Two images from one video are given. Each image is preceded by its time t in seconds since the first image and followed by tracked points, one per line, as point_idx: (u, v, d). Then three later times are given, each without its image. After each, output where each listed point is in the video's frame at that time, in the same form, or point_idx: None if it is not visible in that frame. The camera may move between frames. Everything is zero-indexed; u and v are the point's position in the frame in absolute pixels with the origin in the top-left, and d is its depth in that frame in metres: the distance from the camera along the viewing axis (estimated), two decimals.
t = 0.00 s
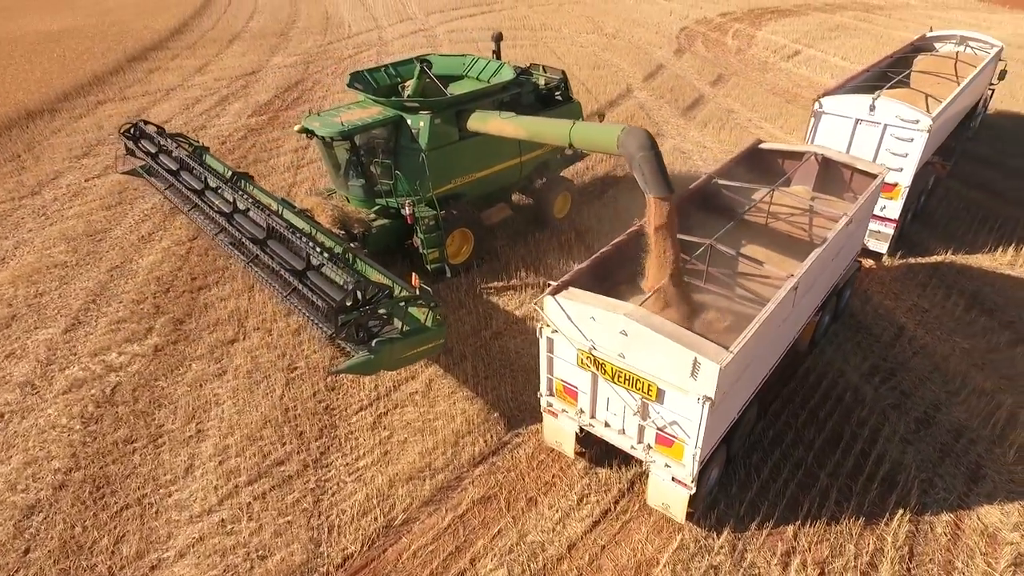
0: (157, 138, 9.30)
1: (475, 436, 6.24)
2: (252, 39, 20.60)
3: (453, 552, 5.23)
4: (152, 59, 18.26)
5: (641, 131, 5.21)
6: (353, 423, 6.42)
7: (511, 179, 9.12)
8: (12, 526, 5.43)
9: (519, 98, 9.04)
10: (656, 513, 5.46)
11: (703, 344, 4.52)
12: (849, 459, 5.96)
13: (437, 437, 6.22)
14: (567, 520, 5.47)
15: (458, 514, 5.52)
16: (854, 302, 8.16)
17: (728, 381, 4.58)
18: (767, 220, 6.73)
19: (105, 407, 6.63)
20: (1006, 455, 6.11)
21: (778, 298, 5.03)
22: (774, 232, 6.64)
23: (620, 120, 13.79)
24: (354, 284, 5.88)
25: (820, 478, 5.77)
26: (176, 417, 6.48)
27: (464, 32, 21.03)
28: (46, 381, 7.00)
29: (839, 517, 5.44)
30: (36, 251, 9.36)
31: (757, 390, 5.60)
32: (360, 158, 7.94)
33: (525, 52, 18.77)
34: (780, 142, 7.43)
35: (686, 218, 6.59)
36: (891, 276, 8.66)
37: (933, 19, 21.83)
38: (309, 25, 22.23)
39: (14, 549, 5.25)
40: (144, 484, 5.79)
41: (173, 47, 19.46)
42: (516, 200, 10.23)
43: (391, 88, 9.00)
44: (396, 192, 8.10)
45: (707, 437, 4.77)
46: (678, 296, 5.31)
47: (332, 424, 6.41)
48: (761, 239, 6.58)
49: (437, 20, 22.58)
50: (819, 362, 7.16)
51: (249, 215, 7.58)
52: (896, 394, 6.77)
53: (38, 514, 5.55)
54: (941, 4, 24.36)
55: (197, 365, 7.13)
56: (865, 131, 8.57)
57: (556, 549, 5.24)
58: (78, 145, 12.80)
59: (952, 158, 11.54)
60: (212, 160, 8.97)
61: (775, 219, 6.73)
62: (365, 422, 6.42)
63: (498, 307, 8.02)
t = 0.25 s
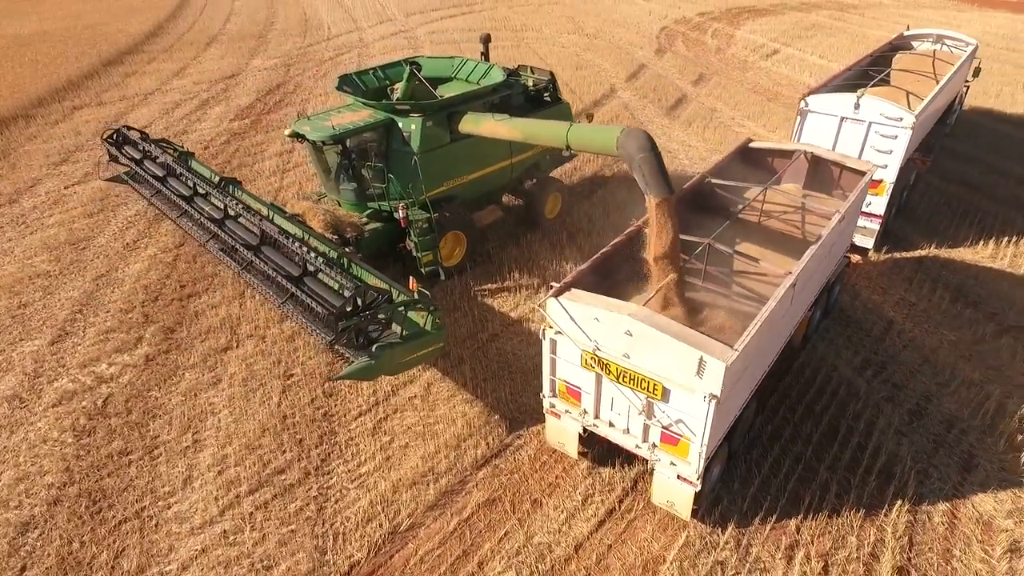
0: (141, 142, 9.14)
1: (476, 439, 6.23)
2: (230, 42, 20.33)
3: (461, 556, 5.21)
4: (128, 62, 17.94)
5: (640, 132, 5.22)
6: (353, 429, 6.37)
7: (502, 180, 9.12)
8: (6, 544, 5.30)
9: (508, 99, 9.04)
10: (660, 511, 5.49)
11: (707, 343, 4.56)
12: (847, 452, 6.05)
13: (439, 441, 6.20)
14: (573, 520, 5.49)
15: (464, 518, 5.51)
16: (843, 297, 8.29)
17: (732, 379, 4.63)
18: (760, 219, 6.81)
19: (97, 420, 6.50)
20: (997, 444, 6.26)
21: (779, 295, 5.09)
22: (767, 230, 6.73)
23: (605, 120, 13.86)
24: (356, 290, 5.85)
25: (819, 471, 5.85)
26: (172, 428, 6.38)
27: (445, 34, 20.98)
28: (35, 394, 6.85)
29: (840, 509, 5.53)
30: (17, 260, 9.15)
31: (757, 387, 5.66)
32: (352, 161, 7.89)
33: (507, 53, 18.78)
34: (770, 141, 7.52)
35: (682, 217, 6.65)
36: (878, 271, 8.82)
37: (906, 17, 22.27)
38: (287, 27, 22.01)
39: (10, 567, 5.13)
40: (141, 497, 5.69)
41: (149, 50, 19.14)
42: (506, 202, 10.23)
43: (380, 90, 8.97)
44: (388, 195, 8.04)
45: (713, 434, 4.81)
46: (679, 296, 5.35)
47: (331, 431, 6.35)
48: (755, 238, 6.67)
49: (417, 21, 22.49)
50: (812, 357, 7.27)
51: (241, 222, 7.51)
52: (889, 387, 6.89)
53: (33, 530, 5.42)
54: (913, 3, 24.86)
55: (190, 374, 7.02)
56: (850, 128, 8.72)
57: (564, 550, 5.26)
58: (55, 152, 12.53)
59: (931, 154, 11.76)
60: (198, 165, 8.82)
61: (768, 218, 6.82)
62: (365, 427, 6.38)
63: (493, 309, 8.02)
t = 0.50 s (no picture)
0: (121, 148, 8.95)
1: (476, 441, 6.21)
2: (205, 44, 20.02)
3: (467, 560, 5.19)
4: (100, 66, 17.57)
5: (637, 132, 5.25)
6: (351, 435, 6.31)
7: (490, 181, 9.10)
8: None
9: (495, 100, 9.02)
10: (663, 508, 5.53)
11: (710, 340, 4.60)
12: (842, 443, 6.16)
13: (439, 445, 6.17)
14: (577, 520, 5.50)
15: (467, 521, 5.49)
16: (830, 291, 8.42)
17: (735, 375, 4.68)
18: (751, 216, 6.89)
19: (87, 433, 6.35)
20: (985, 431, 6.41)
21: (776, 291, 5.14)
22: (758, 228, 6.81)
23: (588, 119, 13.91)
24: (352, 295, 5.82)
25: (816, 463, 5.94)
26: (164, 439, 6.25)
27: (424, 35, 20.89)
28: (20, 408, 6.67)
29: (838, 500, 5.62)
30: None
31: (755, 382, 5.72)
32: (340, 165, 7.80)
33: (487, 54, 18.75)
34: (758, 138, 7.61)
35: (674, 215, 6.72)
36: (862, 265, 8.98)
37: (876, 15, 22.70)
38: (263, 29, 21.74)
39: None
40: (137, 511, 5.57)
41: (121, 54, 18.76)
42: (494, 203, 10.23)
43: (366, 93, 8.91)
44: (378, 197, 8.00)
45: (715, 430, 4.86)
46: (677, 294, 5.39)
47: (329, 437, 6.29)
48: (747, 236, 6.74)
49: (394, 23, 22.36)
50: (803, 351, 7.37)
51: (230, 229, 7.41)
52: (878, 378, 7.02)
53: (25, 548, 5.28)
54: (882, 2, 25.36)
55: (181, 384, 6.90)
56: (832, 125, 8.87)
57: (569, 550, 5.26)
58: (28, 159, 12.22)
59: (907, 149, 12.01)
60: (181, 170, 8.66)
61: (758, 215, 6.90)
62: (363, 433, 6.33)
63: (486, 311, 8.00)
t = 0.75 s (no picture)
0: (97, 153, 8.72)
1: (474, 443, 6.19)
2: (176, 47, 19.64)
3: (471, 563, 5.17)
4: (67, 71, 17.12)
5: (632, 132, 5.37)
6: (347, 441, 6.24)
7: (477, 182, 9.08)
8: None
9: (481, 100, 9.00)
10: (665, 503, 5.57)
11: (710, 335, 4.64)
12: (835, 434, 6.26)
13: (437, 448, 6.13)
14: (579, 518, 5.51)
15: (470, 524, 5.46)
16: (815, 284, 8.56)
17: (735, 369, 4.72)
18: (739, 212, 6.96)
19: (74, 448, 6.18)
20: (971, 417, 6.57)
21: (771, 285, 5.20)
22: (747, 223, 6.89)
23: (569, 118, 13.95)
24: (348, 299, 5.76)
25: (811, 454, 6.04)
26: (155, 451, 6.12)
27: (399, 35, 20.75)
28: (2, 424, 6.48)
29: (834, 489, 5.72)
30: None
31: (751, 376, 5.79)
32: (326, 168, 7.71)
33: (464, 54, 18.69)
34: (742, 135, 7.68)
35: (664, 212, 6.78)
36: (845, 258, 9.15)
37: (845, 12, 23.13)
38: (234, 31, 21.40)
39: None
40: (130, 526, 5.44)
41: (88, 58, 18.31)
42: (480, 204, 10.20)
43: (350, 95, 8.83)
44: (366, 200, 7.93)
45: (717, 424, 4.90)
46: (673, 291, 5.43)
47: (325, 444, 6.21)
48: (736, 231, 6.82)
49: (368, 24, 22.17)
50: (792, 344, 7.49)
51: (216, 234, 7.29)
52: (866, 369, 7.15)
53: (15, 569, 5.13)
54: None
55: (169, 394, 6.76)
56: (812, 121, 9.02)
57: (573, 548, 5.27)
58: None
59: (881, 143, 12.25)
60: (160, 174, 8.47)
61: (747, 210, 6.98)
62: (359, 438, 6.26)
63: (477, 312, 7.97)
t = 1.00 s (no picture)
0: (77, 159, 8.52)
1: (475, 445, 6.17)
2: (149, 50, 19.27)
3: (478, 565, 5.14)
4: (36, 75, 16.69)
5: (629, 130, 5.39)
6: (346, 446, 6.18)
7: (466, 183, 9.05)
8: None
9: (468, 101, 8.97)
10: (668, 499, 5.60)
11: (712, 331, 4.67)
12: (830, 425, 6.36)
13: (438, 451, 6.10)
14: (583, 517, 5.52)
15: (475, 526, 5.44)
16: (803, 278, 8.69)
17: (737, 364, 4.76)
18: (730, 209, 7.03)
19: (64, 461, 6.03)
20: (960, 406, 6.72)
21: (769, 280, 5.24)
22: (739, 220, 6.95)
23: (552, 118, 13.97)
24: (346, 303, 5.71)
25: (809, 446, 6.13)
26: (149, 462, 5.99)
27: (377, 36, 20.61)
28: None
29: (832, 480, 5.80)
30: None
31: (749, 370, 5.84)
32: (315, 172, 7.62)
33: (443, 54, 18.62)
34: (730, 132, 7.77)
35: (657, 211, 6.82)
36: (830, 252, 9.29)
37: (817, 10, 23.51)
38: (209, 33, 21.07)
39: None
40: (127, 540, 5.32)
41: (58, 61, 17.88)
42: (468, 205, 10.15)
43: (336, 97, 8.75)
44: (356, 203, 7.86)
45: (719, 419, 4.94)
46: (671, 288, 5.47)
47: (323, 450, 6.14)
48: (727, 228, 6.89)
49: (345, 25, 21.98)
50: (784, 338, 7.58)
51: (205, 240, 7.17)
52: (857, 361, 7.27)
53: None
54: None
55: (161, 404, 6.63)
56: (796, 118, 9.15)
57: (579, 547, 5.28)
58: None
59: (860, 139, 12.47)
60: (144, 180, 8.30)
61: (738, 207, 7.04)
62: (358, 443, 6.20)
63: (471, 313, 7.95)
